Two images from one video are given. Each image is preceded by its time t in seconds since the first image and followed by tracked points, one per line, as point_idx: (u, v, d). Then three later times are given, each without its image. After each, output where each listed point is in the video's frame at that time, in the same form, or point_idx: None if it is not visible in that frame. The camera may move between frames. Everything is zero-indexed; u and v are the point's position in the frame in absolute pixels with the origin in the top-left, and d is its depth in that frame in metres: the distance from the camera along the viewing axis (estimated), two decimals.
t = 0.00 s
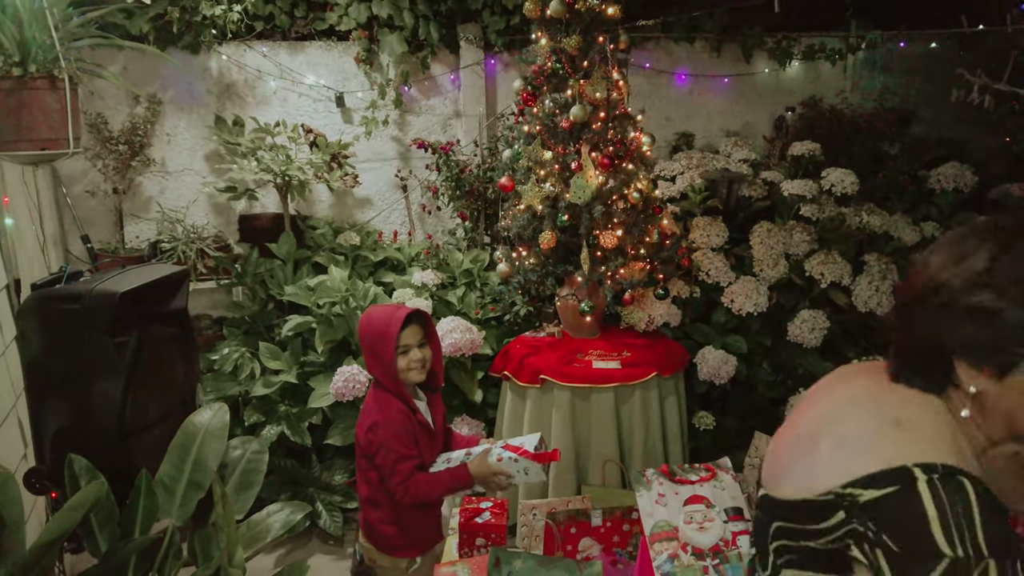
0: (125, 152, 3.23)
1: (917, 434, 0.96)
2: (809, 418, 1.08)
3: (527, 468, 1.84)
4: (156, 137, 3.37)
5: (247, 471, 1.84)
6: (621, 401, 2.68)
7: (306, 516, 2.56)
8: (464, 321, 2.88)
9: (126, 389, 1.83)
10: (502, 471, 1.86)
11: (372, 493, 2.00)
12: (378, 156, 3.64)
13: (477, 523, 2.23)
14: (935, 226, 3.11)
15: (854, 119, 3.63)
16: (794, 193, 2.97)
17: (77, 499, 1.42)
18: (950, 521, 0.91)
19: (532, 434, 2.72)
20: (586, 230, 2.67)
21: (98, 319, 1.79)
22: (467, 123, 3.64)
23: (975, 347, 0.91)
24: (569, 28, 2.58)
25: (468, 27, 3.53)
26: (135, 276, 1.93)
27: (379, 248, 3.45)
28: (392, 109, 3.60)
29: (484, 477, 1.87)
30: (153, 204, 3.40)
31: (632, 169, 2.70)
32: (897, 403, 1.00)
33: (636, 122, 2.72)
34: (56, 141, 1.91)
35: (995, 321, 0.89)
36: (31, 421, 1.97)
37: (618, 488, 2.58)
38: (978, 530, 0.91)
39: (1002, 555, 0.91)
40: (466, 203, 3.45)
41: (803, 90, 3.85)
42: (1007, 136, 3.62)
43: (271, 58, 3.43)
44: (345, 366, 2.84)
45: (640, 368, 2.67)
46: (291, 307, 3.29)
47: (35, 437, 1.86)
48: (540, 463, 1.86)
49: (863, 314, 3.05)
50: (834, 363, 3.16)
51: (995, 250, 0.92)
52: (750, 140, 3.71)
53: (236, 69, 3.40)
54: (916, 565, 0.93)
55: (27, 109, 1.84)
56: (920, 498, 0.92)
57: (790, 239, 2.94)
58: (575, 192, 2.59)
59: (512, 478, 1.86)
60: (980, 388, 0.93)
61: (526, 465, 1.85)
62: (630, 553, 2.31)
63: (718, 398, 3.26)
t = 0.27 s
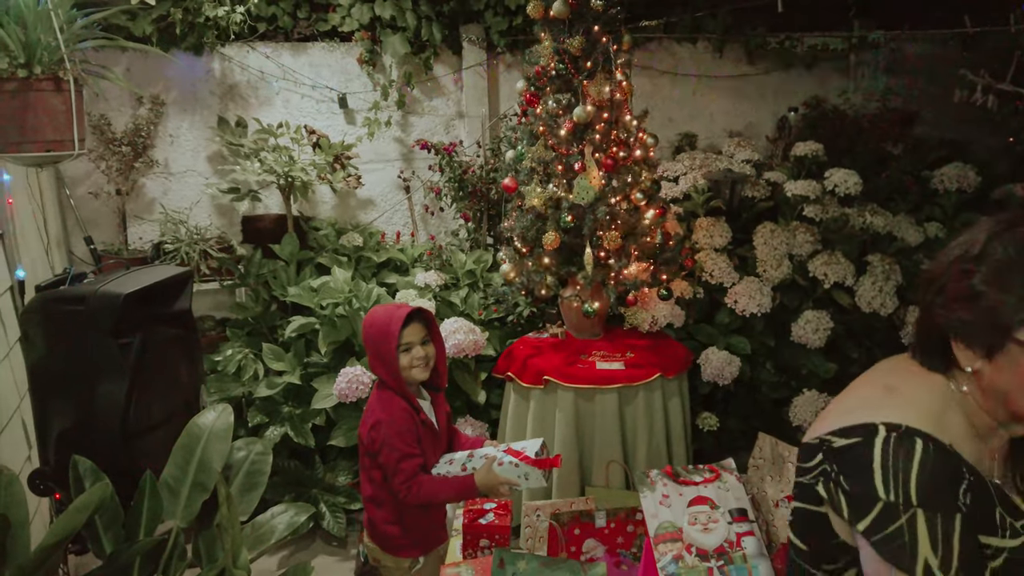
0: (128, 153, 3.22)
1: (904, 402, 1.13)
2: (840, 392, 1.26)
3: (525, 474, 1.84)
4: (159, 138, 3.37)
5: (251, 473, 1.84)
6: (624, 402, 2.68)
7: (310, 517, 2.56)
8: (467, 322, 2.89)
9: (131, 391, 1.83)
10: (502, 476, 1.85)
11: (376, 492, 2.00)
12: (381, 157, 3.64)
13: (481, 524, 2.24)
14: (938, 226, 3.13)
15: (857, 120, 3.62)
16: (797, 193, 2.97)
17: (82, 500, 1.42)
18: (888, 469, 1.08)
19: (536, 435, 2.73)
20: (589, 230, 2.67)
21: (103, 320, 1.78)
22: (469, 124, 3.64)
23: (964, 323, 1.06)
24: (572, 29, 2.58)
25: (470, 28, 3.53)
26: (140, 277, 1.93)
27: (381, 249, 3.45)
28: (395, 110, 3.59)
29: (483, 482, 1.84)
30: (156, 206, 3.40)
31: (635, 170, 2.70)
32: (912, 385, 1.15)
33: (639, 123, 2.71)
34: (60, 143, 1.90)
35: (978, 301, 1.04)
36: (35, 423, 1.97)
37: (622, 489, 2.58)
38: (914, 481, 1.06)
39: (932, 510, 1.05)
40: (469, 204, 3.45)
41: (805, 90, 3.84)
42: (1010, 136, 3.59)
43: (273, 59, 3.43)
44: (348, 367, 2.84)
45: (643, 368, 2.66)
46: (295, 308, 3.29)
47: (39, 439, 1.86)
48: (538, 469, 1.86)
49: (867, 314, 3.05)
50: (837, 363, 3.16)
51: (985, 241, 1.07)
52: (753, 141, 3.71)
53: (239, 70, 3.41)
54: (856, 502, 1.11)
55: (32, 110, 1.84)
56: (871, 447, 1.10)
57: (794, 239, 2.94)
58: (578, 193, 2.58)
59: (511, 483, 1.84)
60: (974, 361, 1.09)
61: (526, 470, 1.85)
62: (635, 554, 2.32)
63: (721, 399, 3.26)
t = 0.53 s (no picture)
0: (131, 155, 3.24)
1: (899, 390, 1.14)
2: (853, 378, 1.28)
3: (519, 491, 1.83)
4: (162, 140, 3.37)
5: (254, 474, 1.84)
6: (627, 404, 2.68)
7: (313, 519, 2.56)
8: (469, 324, 2.89)
9: (133, 392, 1.83)
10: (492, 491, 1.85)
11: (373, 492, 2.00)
12: (383, 159, 3.64)
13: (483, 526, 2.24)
14: (942, 228, 3.12)
15: (860, 122, 3.62)
16: (800, 195, 2.98)
17: (86, 501, 1.43)
18: (865, 445, 1.11)
19: (538, 437, 2.73)
20: (591, 232, 2.67)
21: (106, 322, 1.79)
22: (472, 125, 3.64)
23: (952, 324, 1.07)
24: (574, 31, 2.59)
25: (473, 30, 3.53)
26: (142, 279, 1.94)
27: (384, 251, 3.46)
28: (397, 112, 3.60)
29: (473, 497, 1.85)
30: (160, 207, 3.40)
31: (637, 172, 2.69)
32: (915, 377, 1.15)
33: (642, 125, 2.71)
34: (65, 146, 1.92)
35: (965, 302, 1.05)
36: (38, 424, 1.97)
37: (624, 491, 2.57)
38: (885, 459, 1.09)
39: (896, 489, 1.07)
40: (471, 206, 3.45)
41: (807, 88, 3.81)
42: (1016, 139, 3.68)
43: (275, 61, 3.44)
44: (351, 369, 2.84)
45: (646, 371, 2.66)
46: (297, 310, 3.29)
47: (42, 441, 1.86)
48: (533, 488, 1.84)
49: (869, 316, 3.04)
50: (839, 365, 3.16)
51: (974, 244, 1.08)
52: (755, 143, 3.71)
53: (242, 72, 3.41)
54: (831, 474, 1.14)
55: (36, 113, 1.85)
56: (856, 423, 1.13)
57: (796, 241, 2.94)
58: (580, 194, 2.58)
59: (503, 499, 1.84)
60: (966, 363, 1.08)
61: (520, 485, 1.83)
62: (638, 556, 2.31)
63: (723, 401, 3.26)
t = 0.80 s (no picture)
0: (134, 155, 3.25)
1: (894, 389, 1.16)
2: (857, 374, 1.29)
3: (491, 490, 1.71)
4: (164, 140, 3.37)
5: (257, 475, 1.84)
6: (630, 404, 2.67)
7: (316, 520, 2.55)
8: (473, 324, 2.88)
9: (136, 392, 1.82)
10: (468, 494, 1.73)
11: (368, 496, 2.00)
12: (386, 159, 3.63)
13: (486, 528, 2.23)
14: (947, 228, 3.09)
15: (864, 121, 3.61)
16: (803, 195, 2.97)
17: (88, 502, 1.43)
18: (853, 441, 1.14)
19: (542, 437, 2.72)
20: (595, 232, 2.66)
21: (108, 322, 1.78)
22: (474, 125, 3.63)
23: (940, 324, 1.09)
24: (577, 30, 2.57)
25: (476, 30, 3.52)
26: (143, 279, 1.93)
27: (387, 251, 3.46)
28: (400, 112, 3.59)
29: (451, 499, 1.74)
30: (162, 207, 3.40)
31: (641, 172, 2.68)
32: (910, 376, 1.17)
33: (646, 124, 2.70)
34: (67, 145, 1.91)
35: (951, 302, 1.07)
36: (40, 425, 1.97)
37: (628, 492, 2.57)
38: (871, 455, 1.12)
39: (881, 485, 1.11)
40: (474, 206, 3.44)
41: (811, 91, 3.82)
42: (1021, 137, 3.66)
43: (278, 61, 3.43)
44: (353, 369, 2.82)
45: (650, 371, 2.66)
46: (300, 310, 3.29)
47: (45, 441, 1.86)
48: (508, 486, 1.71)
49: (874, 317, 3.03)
50: (844, 365, 3.15)
51: (961, 243, 1.10)
52: (759, 143, 3.71)
53: (244, 72, 3.41)
54: (823, 468, 1.18)
55: (37, 112, 1.84)
56: (846, 419, 1.16)
57: (800, 241, 2.93)
58: (583, 194, 2.59)
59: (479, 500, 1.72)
60: (955, 363, 1.10)
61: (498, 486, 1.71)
62: (641, 557, 2.31)
63: (727, 401, 3.25)
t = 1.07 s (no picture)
0: (135, 154, 3.23)
1: (885, 379, 1.11)
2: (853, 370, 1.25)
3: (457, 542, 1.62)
4: (166, 139, 3.37)
5: (258, 474, 1.83)
6: (632, 404, 2.67)
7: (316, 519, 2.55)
8: (473, 323, 2.88)
9: (137, 391, 1.82)
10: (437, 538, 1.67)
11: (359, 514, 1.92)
12: (388, 157, 3.63)
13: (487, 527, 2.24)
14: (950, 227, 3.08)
15: (866, 120, 3.60)
16: (806, 193, 2.96)
17: (89, 501, 1.42)
18: (840, 426, 1.10)
19: (543, 436, 2.72)
20: (596, 231, 2.65)
21: (108, 321, 1.78)
22: (476, 124, 3.63)
23: (931, 318, 1.04)
24: (579, 29, 2.57)
25: (478, 29, 3.53)
26: (144, 278, 1.92)
27: (388, 250, 3.45)
28: (402, 111, 3.59)
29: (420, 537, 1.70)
30: (164, 206, 3.40)
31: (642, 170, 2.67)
32: (900, 369, 1.11)
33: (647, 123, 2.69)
34: (68, 143, 1.91)
35: (945, 294, 1.02)
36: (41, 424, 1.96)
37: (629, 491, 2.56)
38: (857, 438, 1.07)
39: (864, 469, 1.06)
40: (475, 204, 3.44)
41: (813, 89, 3.83)
42: None
43: (280, 60, 3.43)
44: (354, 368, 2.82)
45: (651, 370, 2.65)
46: (301, 309, 3.28)
47: (45, 440, 1.86)
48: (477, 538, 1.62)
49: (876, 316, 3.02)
50: (845, 365, 3.13)
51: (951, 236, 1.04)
52: (761, 142, 3.70)
53: (246, 71, 3.40)
54: (810, 455, 1.14)
55: (38, 110, 1.84)
56: (836, 406, 1.12)
57: (803, 240, 2.91)
58: (585, 193, 2.56)
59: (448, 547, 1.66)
60: (949, 357, 1.04)
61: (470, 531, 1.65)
62: (642, 557, 2.30)
63: (729, 401, 3.24)
